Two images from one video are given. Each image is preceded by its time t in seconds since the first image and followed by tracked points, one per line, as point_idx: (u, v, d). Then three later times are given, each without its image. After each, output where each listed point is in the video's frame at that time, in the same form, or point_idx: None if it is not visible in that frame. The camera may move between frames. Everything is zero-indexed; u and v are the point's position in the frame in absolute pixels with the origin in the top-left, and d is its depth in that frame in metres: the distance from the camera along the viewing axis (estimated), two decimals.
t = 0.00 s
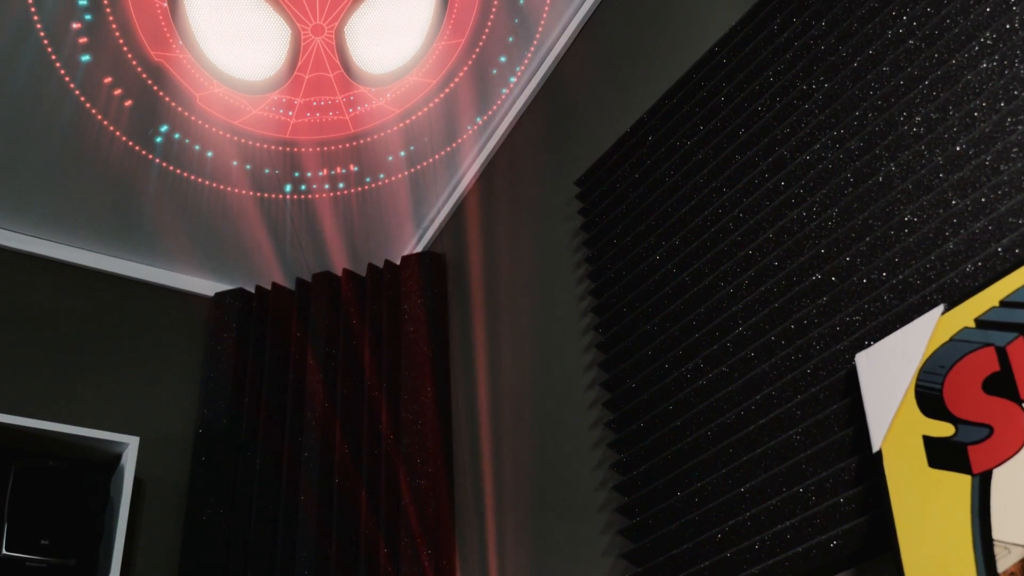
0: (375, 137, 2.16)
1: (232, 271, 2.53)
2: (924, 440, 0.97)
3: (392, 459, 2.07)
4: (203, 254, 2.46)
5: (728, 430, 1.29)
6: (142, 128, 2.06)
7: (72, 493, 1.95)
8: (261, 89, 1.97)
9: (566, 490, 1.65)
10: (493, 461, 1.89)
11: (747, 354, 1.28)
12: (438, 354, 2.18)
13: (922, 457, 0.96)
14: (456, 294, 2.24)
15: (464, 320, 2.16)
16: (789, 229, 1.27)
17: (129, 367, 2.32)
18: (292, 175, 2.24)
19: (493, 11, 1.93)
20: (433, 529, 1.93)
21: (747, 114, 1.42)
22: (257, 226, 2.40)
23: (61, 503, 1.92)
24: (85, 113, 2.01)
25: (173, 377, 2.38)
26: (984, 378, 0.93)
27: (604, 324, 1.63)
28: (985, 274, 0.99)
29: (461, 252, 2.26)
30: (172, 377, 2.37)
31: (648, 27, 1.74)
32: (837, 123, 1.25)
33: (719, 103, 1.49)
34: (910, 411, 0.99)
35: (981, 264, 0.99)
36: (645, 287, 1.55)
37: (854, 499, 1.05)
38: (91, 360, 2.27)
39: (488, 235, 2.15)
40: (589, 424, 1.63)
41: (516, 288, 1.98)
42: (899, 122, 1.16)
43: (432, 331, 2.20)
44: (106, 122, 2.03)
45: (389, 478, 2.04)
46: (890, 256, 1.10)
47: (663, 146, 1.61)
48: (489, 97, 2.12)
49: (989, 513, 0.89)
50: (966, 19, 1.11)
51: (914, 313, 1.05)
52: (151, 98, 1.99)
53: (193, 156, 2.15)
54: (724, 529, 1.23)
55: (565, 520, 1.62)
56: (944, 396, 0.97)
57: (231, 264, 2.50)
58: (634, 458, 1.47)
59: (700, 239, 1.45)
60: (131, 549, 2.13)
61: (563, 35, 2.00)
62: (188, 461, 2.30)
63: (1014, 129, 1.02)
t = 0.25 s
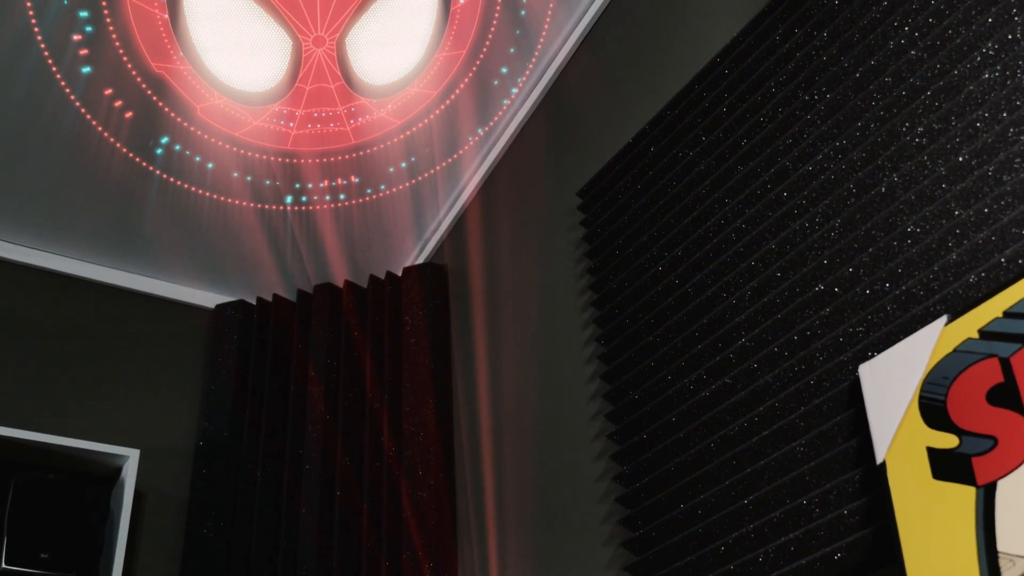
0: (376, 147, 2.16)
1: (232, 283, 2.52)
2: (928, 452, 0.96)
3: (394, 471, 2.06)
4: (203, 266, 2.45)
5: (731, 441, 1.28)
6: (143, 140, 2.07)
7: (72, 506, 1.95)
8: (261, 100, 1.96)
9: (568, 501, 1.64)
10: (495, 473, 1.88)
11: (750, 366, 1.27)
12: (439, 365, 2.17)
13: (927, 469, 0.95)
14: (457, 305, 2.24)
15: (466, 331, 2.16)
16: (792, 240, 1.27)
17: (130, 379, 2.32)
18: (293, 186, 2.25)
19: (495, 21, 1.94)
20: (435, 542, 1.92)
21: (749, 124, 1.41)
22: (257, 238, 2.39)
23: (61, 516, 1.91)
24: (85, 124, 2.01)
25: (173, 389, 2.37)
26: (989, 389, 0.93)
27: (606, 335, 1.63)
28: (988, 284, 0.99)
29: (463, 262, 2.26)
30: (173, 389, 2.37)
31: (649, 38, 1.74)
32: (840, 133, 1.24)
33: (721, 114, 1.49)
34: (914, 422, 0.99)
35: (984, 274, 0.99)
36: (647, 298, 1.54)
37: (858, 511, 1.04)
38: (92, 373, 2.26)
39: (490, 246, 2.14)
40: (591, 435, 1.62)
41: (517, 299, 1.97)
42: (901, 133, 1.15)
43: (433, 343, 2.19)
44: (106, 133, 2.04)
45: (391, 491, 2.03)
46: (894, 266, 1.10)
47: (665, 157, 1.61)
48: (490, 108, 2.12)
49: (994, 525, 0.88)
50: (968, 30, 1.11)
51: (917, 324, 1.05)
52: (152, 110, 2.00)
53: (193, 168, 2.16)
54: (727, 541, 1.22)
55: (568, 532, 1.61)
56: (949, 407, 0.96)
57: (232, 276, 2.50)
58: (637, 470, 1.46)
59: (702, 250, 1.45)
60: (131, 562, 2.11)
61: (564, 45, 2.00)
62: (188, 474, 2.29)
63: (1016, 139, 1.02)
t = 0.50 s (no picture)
0: (378, 159, 2.16)
1: (233, 295, 2.52)
2: (933, 464, 0.95)
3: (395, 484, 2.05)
4: (203, 278, 2.45)
5: (734, 454, 1.27)
6: (144, 152, 2.07)
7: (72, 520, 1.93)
8: (261, 112, 1.98)
9: (571, 514, 1.63)
10: (497, 486, 1.87)
11: (752, 378, 1.27)
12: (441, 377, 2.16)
13: (931, 482, 0.95)
14: (458, 317, 2.23)
15: (467, 343, 2.15)
16: (794, 251, 1.26)
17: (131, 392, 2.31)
18: (295, 199, 2.25)
19: (496, 30, 1.94)
20: (436, 555, 1.91)
21: (751, 136, 1.41)
22: (258, 250, 2.39)
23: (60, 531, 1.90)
24: (85, 137, 2.02)
25: (174, 401, 2.36)
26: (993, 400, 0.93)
27: (608, 347, 1.62)
28: (991, 295, 0.98)
29: (464, 274, 2.25)
30: (174, 402, 2.36)
31: (651, 50, 1.74)
32: (842, 144, 1.24)
33: (722, 125, 1.48)
34: (918, 434, 0.98)
35: (987, 286, 0.98)
36: (650, 310, 1.54)
37: (862, 524, 1.03)
38: (92, 385, 2.25)
39: (491, 258, 2.14)
40: (594, 448, 1.61)
41: (519, 311, 1.97)
42: (904, 144, 1.15)
43: (435, 354, 2.18)
44: (107, 146, 2.04)
45: (392, 504, 2.02)
46: (897, 277, 1.09)
47: (667, 168, 1.60)
48: (492, 120, 2.12)
49: (998, 537, 0.87)
50: (970, 40, 1.10)
51: (920, 335, 1.04)
52: (152, 122, 2.00)
53: (194, 180, 2.16)
54: (731, 554, 1.21)
55: (571, 545, 1.60)
56: (953, 419, 0.96)
57: (233, 288, 2.50)
58: (640, 482, 1.45)
59: (705, 262, 1.44)
60: None
61: (565, 58, 2.00)
62: (189, 487, 2.28)
63: (1019, 150, 1.01)
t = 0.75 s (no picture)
0: (379, 171, 2.16)
1: (233, 307, 2.52)
2: (937, 476, 0.95)
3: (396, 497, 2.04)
4: (204, 291, 2.45)
5: (737, 466, 1.26)
6: (145, 165, 2.08)
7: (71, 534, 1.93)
8: (262, 124, 1.97)
9: (573, 528, 1.61)
10: (498, 499, 1.86)
11: (755, 390, 1.26)
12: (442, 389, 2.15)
13: (935, 493, 0.94)
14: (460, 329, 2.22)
15: (469, 355, 2.14)
16: (797, 263, 1.26)
17: (131, 405, 2.30)
18: (296, 211, 2.25)
19: (497, 42, 1.93)
20: (437, 569, 1.90)
21: (754, 147, 1.41)
22: (259, 263, 2.39)
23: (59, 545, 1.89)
24: (86, 149, 2.02)
25: (175, 414, 2.35)
26: (997, 412, 0.92)
27: (611, 359, 1.61)
28: (995, 307, 0.97)
29: (466, 286, 2.25)
30: (174, 415, 2.35)
31: (653, 62, 1.74)
32: (844, 156, 1.24)
33: (725, 137, 1.48)
34: (922, 447, 0.98)
35: (991, 297, 0.98)
36: (653, 322, 1.53)
37: (866, 537, 1.02)
38: (93, 398, 2.25)
39: (493, 270, 2.14)
40: (596, 461, 1.61)
41: (521, 323, 1.96)
42: (906, 155, 1.14)
43: (437, 367, 2.17)
44: (107, 158, 2.05)
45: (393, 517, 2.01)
46: (899, 289, 1.09)
47: (669, 180, 1.60)
48: (494, 132, 2.12)
49: (1002, 550, 0.86)
50: (972, 52, 1.10)
51: (924, 346, 1.04)
52: (153, 134, 2.00)
53: (195, 193, 2.16)
54: (734, 568, 1.20)
55: (573, 559, 1.59)
56: (957, 431, 0.95)
57: (234, 301, 2.49)
58: (642, 495, 1.44)
59: (707, 274, 1.44)
60: None
61: (567, 71, 2.00)
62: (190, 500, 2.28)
63: (1022, 161, 1.01)
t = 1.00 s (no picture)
0: (380, 182, 2.16)
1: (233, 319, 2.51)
2: (941, 488, 0.94)
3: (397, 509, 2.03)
4: (204, 303, 2.44)
5: (741, 478, 1.25)
6: (145, 175, 2.07)
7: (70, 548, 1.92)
8: (263, 135, 1.99)
9: (575, 540, 1.61)
10: (500, 511, 1.85)
11: (759, 401, 1.25)
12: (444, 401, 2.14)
13: (941, 507, 0.94)
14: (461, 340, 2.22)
15: (470, 367, 2.14)
16: (800, 273, 1.25)
17: (131, 417, 2.29)
18: (297, 222, 2.25)
19: (500, 51, 1.93)
20: None
21: (756, 158, 1.40)
22: (259, 275, 2.39)
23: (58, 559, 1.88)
24: (86, 161, 2.02)
25: (175, 426, 2.35)
26: (1001, 424, 0.91)
27: (613, 371, 1.61)
28: (999, 317, 0.97)
29: (467, 297, 2.24)
30: (175, 427, 2.34)
31: (655, 73, 1.74)
32: (847, 166, 1.23)
33: (727, 147, 1.48)
34: (926, 458, 0.97)
35: (994, 308, 0.97)
36: (655, 333, 1.53)
37: (870, 549, 1.01)
38: (93, 411, 2.24)
39: (494, 281, 2.13)
40: (598, 473, 1.60)
41: (523, 335, 1.96)
42: (909, 166, 1.14)
43: (438, 378, 2.16)
44: (107, 169, 2.04)
45: (394, 529, 2.00)
46: (903, 300, 1.08)
47: (671, 191, 1.60)
48: (495, 143, 2.12)
49: (1007, 563, 0.86)
50: (974, 62, 1.10)
51: (928, 357, 1.03)
52: (154, 145, 2.00)
53: (195, 204, 2.15)
54: None
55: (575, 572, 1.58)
56: (961, 443, 0.94)
57: (234, 312, 2.49)
58: (645, 507, 1.43)
59: (709, 285, 1.43)
60: None
61: (568, 82, 2.00)
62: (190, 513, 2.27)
63: None
